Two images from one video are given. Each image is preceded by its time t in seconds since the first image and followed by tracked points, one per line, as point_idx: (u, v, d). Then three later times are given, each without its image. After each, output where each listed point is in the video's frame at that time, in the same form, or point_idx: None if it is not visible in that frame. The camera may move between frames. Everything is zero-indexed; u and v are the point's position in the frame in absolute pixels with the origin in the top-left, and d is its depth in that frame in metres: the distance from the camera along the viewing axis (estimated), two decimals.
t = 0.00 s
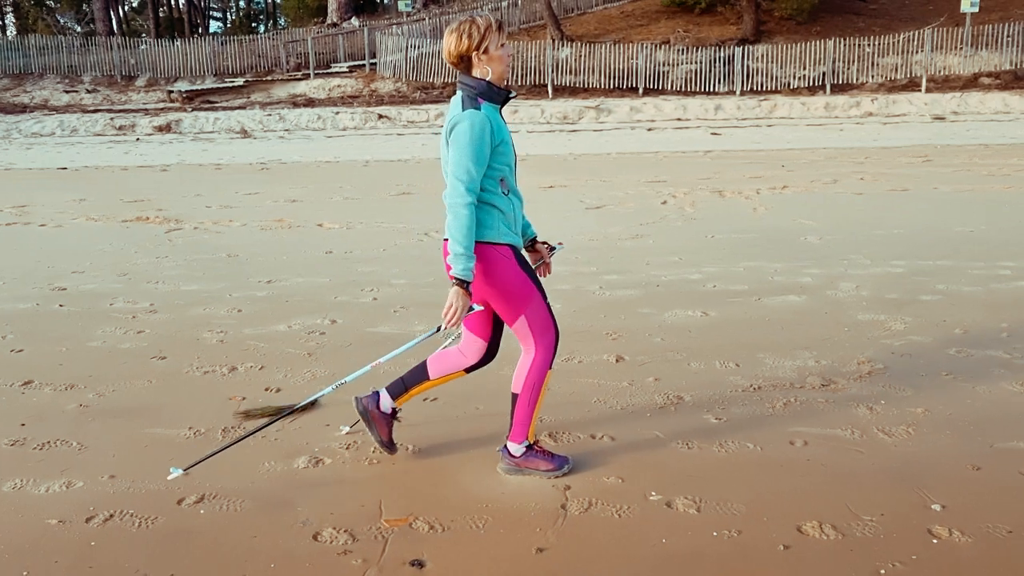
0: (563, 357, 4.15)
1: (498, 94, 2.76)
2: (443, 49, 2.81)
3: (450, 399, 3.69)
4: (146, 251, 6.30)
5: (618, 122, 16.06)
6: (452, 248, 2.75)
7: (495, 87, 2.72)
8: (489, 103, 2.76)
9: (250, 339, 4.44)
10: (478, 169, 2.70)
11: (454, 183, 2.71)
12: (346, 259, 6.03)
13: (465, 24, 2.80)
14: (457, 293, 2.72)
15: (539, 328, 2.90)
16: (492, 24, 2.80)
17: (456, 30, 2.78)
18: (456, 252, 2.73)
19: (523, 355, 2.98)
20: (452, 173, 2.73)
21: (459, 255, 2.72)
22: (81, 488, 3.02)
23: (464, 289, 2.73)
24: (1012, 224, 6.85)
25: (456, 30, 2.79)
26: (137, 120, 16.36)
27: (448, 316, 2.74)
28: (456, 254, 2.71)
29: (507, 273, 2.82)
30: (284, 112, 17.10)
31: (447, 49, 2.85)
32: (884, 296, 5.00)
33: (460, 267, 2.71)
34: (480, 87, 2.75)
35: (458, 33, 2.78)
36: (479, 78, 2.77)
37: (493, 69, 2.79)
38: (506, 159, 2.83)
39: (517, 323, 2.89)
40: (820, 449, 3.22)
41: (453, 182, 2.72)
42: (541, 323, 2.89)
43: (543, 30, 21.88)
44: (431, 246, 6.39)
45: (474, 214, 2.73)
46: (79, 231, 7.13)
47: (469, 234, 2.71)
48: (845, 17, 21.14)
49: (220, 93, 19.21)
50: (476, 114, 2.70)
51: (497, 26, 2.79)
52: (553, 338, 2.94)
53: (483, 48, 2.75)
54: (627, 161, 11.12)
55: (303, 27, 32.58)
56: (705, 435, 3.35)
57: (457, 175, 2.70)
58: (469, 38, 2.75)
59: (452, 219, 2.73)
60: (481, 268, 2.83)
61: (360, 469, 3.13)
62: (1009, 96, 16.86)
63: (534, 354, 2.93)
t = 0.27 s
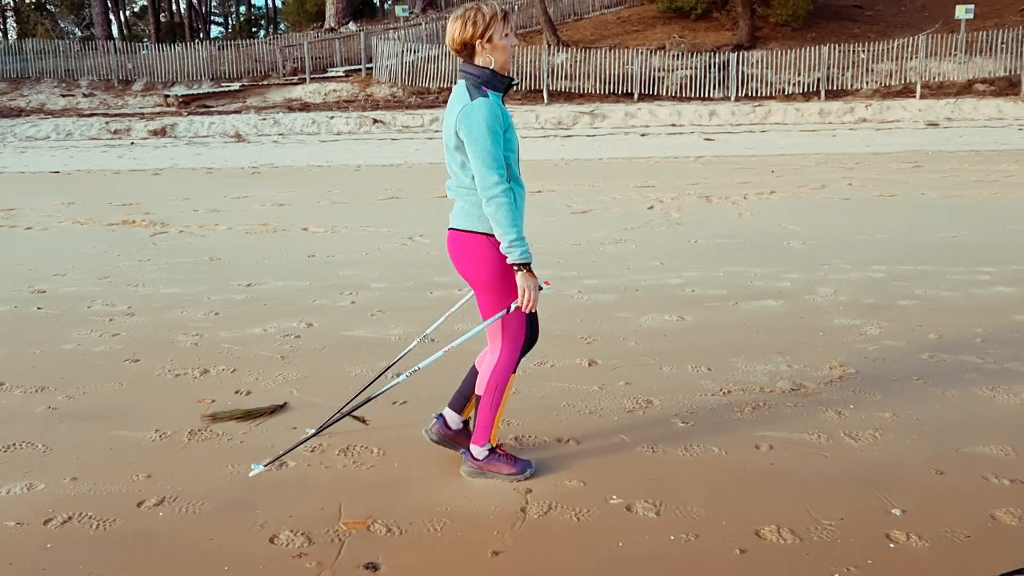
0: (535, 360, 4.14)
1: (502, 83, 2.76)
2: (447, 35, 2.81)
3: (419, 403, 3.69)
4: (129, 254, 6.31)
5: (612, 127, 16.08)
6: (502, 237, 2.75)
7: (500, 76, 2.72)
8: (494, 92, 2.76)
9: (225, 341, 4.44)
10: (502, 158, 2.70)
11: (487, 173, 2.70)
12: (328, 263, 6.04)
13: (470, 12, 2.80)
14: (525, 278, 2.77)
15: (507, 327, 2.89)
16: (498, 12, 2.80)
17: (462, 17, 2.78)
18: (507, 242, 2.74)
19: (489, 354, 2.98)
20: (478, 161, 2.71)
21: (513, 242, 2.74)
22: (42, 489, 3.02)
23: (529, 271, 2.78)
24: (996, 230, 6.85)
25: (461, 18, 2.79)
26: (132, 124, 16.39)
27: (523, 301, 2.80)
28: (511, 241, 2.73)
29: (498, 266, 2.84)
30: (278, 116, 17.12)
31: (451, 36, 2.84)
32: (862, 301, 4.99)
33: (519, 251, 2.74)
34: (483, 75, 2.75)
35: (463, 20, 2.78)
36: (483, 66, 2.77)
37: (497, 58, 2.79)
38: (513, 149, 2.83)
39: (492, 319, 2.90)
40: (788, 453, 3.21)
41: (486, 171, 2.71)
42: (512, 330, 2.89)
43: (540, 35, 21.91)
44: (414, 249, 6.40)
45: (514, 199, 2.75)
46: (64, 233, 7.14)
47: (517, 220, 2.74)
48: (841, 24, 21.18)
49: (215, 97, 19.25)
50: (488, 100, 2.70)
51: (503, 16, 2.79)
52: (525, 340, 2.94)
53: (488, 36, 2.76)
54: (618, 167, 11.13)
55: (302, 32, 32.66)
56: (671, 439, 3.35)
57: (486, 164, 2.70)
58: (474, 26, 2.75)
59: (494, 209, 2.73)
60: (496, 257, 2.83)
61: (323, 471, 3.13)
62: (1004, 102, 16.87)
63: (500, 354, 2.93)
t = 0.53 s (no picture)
0: (504, 364, 4.13)
1: (501, 81, 2.77)
2: (446, 35, 2.80)
3: (384, 407, 3.68)
4: (108, 257, 6.30)
5: (604, 130, 16.09)
6: (541, 222, 2.79)
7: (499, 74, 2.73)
8: (493, 89, 2.76)
9: (196, 345, 4.43)
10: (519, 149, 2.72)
11: (508, 164, 2.70)
12: (307, 266, 6.03)
13: (469, 11, 2.80)
14: (577, 254, 2.82)
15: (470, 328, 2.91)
16: (497, 13, 2.80)
17: (462, 17, 2.77)
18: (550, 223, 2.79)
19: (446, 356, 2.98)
20: (494, 156, 2.71)
21: (555, 223, 2.78)
22: None
23: (577, 247, 2.84)
24: (977, 233, 6.85)
25: (460, 17, 2.78)
26: (124, 127, 16.39)
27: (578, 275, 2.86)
28: (555, 225, 2.78)
29: (477, 268, 2.84)
30: (271, 119, 17.12)
31: (450, 36, 2.84)
32: (837, 304, 4.99)
33: (565, 230, 2.81)
34: (483, 74, 2.75)
35: (463, 20, 2.78)
36: (481, 66, 2.77)
37: (495, 58, 2.79)
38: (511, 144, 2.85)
39: (460, 315, 2.92)
40: (749, 457, 3.20)
41: (505, 163, 2.71)
42: (472, 333, 2.91)
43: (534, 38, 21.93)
44: (394, 253, 6.39)
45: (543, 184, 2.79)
46: (46, 236, 7.14)
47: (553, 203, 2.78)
48: (834, 27, 21.21)
49: (209, 100, 19.26)
50: (492, 96, 2.71)
51: (502, 16, 2.79)
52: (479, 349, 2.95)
53: (487, 37, 2.75)
54: (607, 170, 11.12)
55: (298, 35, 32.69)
56: (633, 443, 3.33)
57: (505, 155, 2.70)
58: (474, 26, 2.75)
59: (528, 196, 2.74)
60: (485, 259, 2.84)
61: (281, 475, 3.12)
62: (996, 106, 16.89)
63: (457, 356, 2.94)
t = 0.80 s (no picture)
0: (473, 370, 4.11)
1: (503, 99, 2.76)
2: (447, 54, 2.78)
3: (348, 414, 3.67)
4: (86, 261, 6.29)
5: (596, 133, 16.08)
6: (567, 222, 2.73)
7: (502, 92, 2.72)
8: (494, 107, 2.75)
9: (165, 350, 4.41)
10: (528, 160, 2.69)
11: (521, 175, 2.66)
12: (285, 270, 6.02)
13: (470, 30, 2.79)
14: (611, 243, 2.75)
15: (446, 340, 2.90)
16: (500, 30, 2.78)
17: (462, 36, 2.76)
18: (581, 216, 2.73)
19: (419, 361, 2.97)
20: (500, 169, 2.69)
21: (581, 220, 2.72)
22: None
23: (609, 238, 2.77)
24: (959, 237, 6.83)
25: (461, 36, 2.76)
26: (115, 130, 16.38)
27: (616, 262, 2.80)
28: (584, 219, 2.72)
29: (464, 283, 2.83)
30: (263, 121, 17.11)
31: (451, 54, 2.82)
32: (812, 309, 4.97)
33: (595, 224, 2.75)
34: (484, 92, 2.74)
35: (464, 38, 2.76)
36: (482, 84, 2.76)
37: (497, 76, 2.78)
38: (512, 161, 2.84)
39: (441, 325, 2.90)
40: (711, 465, 3.19)
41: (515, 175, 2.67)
42: (447, 344, 2.89)
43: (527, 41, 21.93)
44: (372, 257, 6.37)
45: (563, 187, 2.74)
46: (26, 240, 7.12)
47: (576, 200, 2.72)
48: (828, 29, 21.20)
49: (201, 102, 19.25)
50: (496, 113, 2.71)
51: (503, 34, 2.77)
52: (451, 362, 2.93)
53: (489, 55, 2.74)
54: (595, 173, 11.11)
55: (293, 37, 32.69)
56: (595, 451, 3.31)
57: (514, 166, 2.67)
58: (475, 44, 2.73)
59: (546, 202, 2.70)
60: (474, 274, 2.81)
61: (239, 483, 3.09)
62: (988, 108, 16.87)
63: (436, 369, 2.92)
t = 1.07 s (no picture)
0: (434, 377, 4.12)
1: (516, 120, 2.75)
2: (459, 75, 2.78)
3: (305, 422, 3.67)
4: (60, 267, 6.30)
5: (585, 135, 16.09)
6: (575, 244, 2.74)
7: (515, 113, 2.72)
8: (508, 128, 2.75)
9: (128, 358, 4.42)
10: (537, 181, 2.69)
11: (533, 196, 2.66)
12: (258, 276, 6.02)
13: (481, 52, 2.79)
14: (623, 265, 2.76)
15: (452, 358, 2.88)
16: (510, 51, 2.79)
17: (473, 57, 2.76)
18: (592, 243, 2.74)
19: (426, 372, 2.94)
20: (513, 190, 2.68)
21: (591, 244, 2.73)
22: None
23: (618, 261, 2.77)
24: (934, 241, 6.85)
25: (472, 57, 2.77)
26: (104, 132, 16.40)
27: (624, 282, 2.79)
28: (596, 245, 2.73)
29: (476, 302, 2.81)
30: (252, 124, 17.13)
31: (463, 75, 2.83)
32: (779, 315, 4.98)
33: (603, 248, 2.75)
34: (497, 112, 2.74)
35: (474, 60, 2.76)
36: (495, 105, 2.76)
37: (508, 97, 2.78)
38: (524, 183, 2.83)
39: (451, 342, 2.88)
40: (661, 473, 3.19)
41: (526, 196, 2.68)
42: (456, 362, 2.87)
43: (519, 42, 21.94)
44: (347, 262, 6.38)
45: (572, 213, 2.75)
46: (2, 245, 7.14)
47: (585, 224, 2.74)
48: (819, 31, 21.23)
49: (191, 105, 19.27)
50: (512, 134, 2.70)
51: (512, 55, 2.77)
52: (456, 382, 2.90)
53: (500, 76, 2.74)
54: (580, 176, 11.12)
55: (287, 39, 32.73)
56: (547, 460, 3.32)
57: (528, 187, 2.67)
58: (486, 65, 2.74)
59: (556, 225, 2.70)
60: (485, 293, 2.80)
61: (187, 492, 3.10)
62: (977, 110, 16.89)
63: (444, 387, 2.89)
